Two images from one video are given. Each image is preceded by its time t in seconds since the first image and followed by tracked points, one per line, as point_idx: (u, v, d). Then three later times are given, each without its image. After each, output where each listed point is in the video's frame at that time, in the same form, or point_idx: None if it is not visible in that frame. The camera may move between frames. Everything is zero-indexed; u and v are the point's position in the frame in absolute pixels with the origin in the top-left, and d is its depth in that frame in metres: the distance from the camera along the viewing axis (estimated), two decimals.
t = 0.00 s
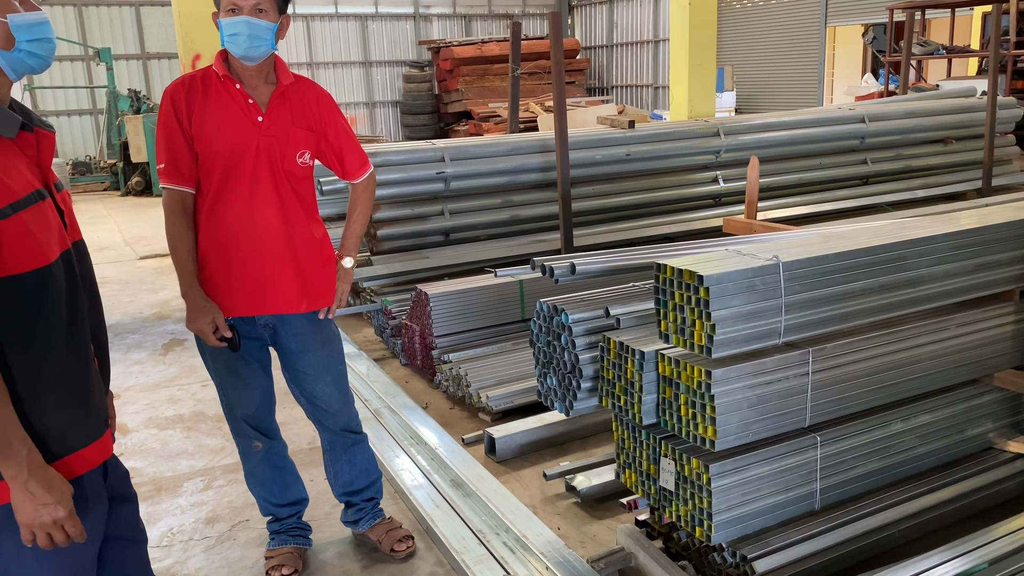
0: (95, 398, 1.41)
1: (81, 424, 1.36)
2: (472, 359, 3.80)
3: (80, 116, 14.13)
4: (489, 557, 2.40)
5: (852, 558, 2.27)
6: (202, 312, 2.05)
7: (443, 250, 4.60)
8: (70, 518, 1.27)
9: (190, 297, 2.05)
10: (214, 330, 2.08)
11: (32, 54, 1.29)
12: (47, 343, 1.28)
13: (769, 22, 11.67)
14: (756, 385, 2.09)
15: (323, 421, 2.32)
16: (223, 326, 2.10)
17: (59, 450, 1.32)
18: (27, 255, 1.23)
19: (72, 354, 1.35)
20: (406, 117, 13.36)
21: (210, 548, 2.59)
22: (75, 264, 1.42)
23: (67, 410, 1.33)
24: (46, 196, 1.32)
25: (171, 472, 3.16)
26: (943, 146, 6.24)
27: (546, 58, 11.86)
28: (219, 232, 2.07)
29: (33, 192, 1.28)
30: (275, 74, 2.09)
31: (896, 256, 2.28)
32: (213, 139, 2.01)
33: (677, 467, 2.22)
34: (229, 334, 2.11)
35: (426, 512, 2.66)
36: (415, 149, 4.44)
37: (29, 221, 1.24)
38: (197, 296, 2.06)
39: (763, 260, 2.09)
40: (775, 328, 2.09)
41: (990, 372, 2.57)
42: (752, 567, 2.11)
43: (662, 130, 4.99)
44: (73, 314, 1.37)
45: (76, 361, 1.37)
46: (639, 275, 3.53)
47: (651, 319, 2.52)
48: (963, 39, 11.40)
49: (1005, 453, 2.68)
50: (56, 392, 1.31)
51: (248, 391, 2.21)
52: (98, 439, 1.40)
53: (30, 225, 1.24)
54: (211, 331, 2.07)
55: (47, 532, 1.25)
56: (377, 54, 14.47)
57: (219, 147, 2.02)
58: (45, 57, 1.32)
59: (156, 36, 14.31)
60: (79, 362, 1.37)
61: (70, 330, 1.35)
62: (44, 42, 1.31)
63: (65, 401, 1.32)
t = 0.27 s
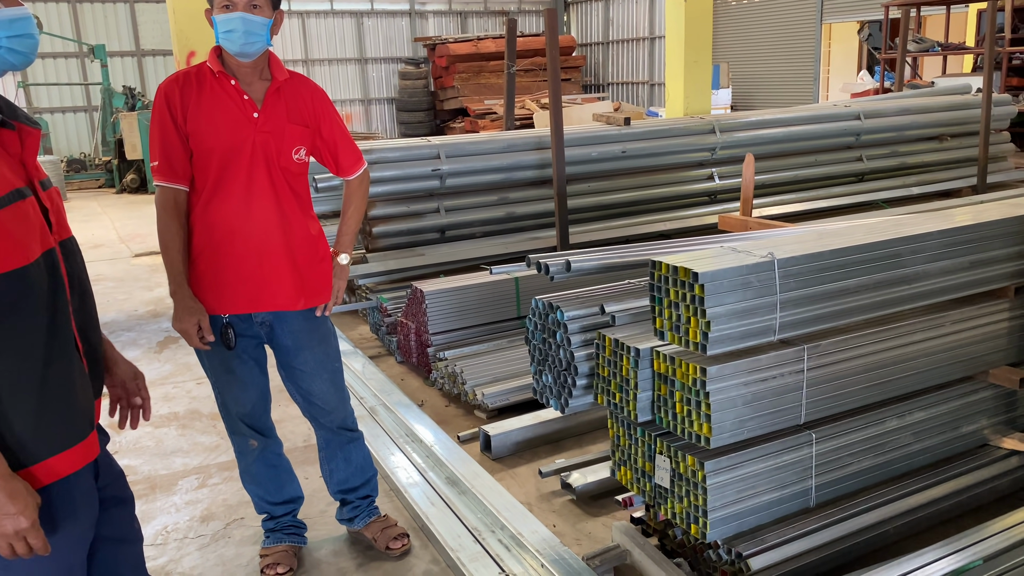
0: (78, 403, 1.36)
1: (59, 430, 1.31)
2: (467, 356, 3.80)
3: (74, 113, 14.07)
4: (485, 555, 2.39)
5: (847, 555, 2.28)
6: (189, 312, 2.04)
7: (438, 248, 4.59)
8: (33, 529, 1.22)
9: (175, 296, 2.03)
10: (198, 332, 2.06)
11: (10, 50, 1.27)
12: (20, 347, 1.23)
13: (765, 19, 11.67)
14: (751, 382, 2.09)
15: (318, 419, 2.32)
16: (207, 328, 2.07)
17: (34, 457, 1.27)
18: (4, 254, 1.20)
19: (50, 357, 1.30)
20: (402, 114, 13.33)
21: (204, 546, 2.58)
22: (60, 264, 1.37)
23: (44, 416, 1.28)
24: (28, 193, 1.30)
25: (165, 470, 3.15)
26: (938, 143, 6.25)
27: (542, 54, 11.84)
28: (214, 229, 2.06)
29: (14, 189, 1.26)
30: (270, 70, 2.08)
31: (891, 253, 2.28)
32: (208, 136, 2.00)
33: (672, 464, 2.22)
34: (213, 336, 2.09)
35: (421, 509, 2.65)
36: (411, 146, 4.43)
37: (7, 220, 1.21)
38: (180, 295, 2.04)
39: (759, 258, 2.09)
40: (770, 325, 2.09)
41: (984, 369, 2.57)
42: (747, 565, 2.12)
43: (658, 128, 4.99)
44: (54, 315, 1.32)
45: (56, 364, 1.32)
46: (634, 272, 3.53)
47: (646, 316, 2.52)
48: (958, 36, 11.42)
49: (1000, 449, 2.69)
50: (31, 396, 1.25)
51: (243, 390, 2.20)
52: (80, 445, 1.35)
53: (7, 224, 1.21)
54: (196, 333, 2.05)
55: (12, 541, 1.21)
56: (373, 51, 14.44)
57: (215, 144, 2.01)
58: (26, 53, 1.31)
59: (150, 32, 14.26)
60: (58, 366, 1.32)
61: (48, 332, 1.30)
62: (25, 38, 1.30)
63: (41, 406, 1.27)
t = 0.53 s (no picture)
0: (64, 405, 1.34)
1: (41, 433, 1.29)
2: (464, 354, 3.80)
3: (69, 110, 14.02)
4: (481, 552, 2.39)
5: (843, 551, 2.28)
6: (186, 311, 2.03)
7: (434, 245, 4.58)
8: (16, 530, 1.20)
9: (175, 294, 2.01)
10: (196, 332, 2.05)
11: None
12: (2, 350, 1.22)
13: (761, 16, 11.67)
14: (747, 379, 2.09)
15: (315, 417, 2.31)
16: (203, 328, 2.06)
17: (17, 460, 1.25)
18: None
19: (32, 360, 1.28)
20: (397, 111, 13.31)
21: (200, 544, 2.58)
22: (48, 263, 1.35)
23: (24, 420, 1.26)
24: (14, 191, 1.29)
25: (161, 468, 3.15)
26: (933, 140, 6.26)
27: (538, 51, 11.83)
28: (210, 227, 2.05)
29: None
30: (264, 67, 2.07)
31: (887, 250, 2.28)
32: (204, 133, 1.99)
33: (668, 461, 2.22)
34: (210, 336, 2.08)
35: (417, 507, 2.65)
36: (407, 143, 4.42)
37: None
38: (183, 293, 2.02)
39: (754, 255, 2.09)
40: (766, 322, 2.09)
41: (979, 365, 2.58)
42: (743, 562, 2.12)
43: (654, 125, 4.98)
44: (36, 318, 1.30)
45: (39, 367, 1.30)
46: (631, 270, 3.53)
47: (642, 313, 2.52)
48: (953, 34, 11.43)
49: (995, 446, 2.69)
50: (10, 400, 1.23)
51: (239, 388, 2.20)
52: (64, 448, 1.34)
53: None
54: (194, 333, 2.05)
55: None
56: (368, 48, 14.41)
57: (210, 142, 2.00)
58: (13, 50, 1.30)
59: (145, 30, 14.22)
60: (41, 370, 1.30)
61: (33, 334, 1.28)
62: (12, 35, 1.29)
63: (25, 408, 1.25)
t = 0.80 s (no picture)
0: (56, 403, 1.33)
1: (33, 432, 1.28)
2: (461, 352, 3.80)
3: (65, 108, 13.98)
4: (478, 549, 2.40)
5: (839, 547, 2.29)
6: (178, 310, 2.04)
7: (430, 243, 4.58)
8: (10, 528, 1.20)
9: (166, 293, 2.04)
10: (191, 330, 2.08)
11: None
12: None
13: (757, 13, 11.67)
14: (743, 375, 2.10)
15: (312, 415, 2.31)
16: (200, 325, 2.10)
17: (11, 458, 1.25)
18: None
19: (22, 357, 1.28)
20: (394, 109, 13.28)
21: (197, 542, 2.58)
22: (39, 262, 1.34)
23: (17, 419, 1.26)
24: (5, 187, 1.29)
25: (157, 466, 3.15)
26: (929, 137, 6.27)
27: (534, 49, 11.81)
28: (205, 225, 2.05)
29: None
30: (259, 64, 2.07)
31: (883, 247, 2.29)
32: (198, 131, 1.99)
33: (665, 458, 2.22)
34: (205, 331, 2.11)
35: (414, 504, 2.66)
36: (403, 141, 4.41)
37: None
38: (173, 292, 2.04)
39: (750, 251, 2.09)
40: (761, 319, 2.09)
41: (974, 361, 2.59)
42: (739, 558, 2.13)
43: (650, 122, 4.99)
44: (27, 314, 1.29)
45: (30, 364, 1.29)
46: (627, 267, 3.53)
47: (638, 310, 2.53)
48: (949, 30, 11.45)
49: (990, 441, 2.70)
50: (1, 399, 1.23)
51: (235, 386, 2.20)
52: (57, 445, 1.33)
53: None
54: (190, 330, 2.07)
55: None
56: (364, 46, 14.38)
57: (204, 140, 1.99)
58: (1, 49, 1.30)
59: (140, 27, 14.17)
60: (31, 366, 1.30)
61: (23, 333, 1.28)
62: None
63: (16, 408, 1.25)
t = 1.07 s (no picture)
0: (45, 400, 1.32)
1: (24, 429, 1.28)
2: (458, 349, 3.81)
3: (61, 107, 13.95)
4: (475, 546, 2.40)
5: (836, 543, 2.30)
6: (170, 308, 2.05)
7: (428, 241, 4.58)
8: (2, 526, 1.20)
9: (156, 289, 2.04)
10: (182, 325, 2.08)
11: None
12: None
13: (754, 11, 11.66)
14: (739, 372, 2.10)
15: (309, 414, 2.31)
16: (191, 319, 2.09)
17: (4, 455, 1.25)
18: None
19: (12, 352, 1.27)
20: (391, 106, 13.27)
21: (195, 540, 2.58)
22: (32, 258, 1.34)
23: (8, 415, 1.25)
24: None
25: (155, 464, 3.14)
26: (926, 134, 6.27)
27: (531, 46, 11.80)
28: (200, 224, 2.05)
29: None
30: (252, 61, 2.06)
31: (879, 243, 2.29)
32: (191, 130, 1.99)
33: (662, 455, 2.23)
34: (197, 325, 2.10)
35: (412, 502, 2.66)
36: (400, 139, 4.41)
37: None
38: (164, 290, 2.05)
39: (746, 248, 2.10)
40: (758, 316, 2.10)
41: (971, 358, 2.60)
42: (736, 554, 2.13)
43: (647, 120, 4.99)
44: (19, 310, 1.29)
45: (19, 361, 1.29)
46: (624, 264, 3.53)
47: (636, 307, 2.53)
48: (945, 27, 11.46)
49: (987, 438, 2.71)
50: None
51: (232, 384, 2.20)
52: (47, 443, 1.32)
53: None
54: (179, 326, 2.07)
55: None
56: (361, 43, 14.36)
57: (198, 139, 1.99)
58: None
59: (137, 25, 14.14)
60: (21, 363, 1.29)
61: (15, 330, 1.27)
62: None
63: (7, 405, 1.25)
